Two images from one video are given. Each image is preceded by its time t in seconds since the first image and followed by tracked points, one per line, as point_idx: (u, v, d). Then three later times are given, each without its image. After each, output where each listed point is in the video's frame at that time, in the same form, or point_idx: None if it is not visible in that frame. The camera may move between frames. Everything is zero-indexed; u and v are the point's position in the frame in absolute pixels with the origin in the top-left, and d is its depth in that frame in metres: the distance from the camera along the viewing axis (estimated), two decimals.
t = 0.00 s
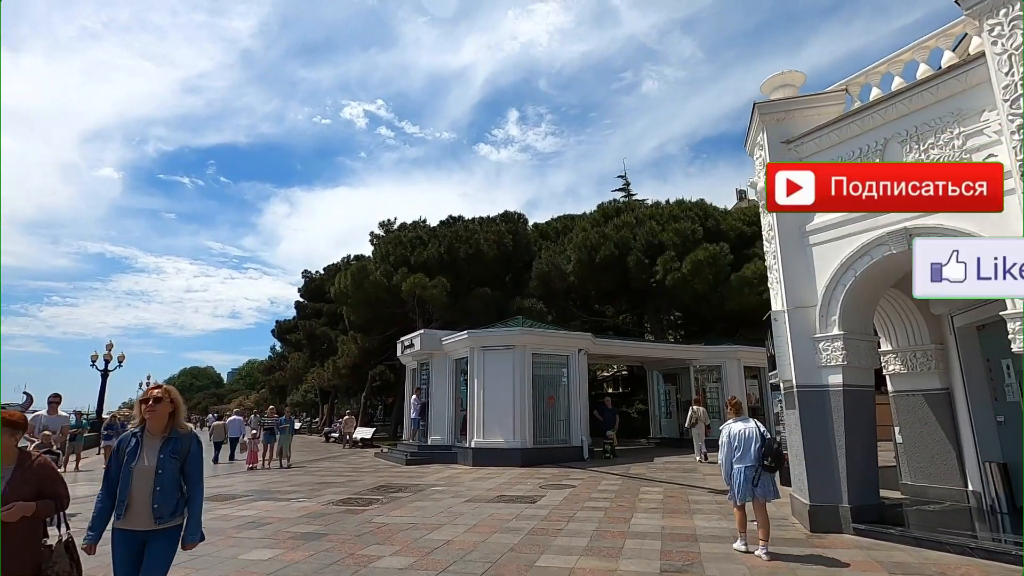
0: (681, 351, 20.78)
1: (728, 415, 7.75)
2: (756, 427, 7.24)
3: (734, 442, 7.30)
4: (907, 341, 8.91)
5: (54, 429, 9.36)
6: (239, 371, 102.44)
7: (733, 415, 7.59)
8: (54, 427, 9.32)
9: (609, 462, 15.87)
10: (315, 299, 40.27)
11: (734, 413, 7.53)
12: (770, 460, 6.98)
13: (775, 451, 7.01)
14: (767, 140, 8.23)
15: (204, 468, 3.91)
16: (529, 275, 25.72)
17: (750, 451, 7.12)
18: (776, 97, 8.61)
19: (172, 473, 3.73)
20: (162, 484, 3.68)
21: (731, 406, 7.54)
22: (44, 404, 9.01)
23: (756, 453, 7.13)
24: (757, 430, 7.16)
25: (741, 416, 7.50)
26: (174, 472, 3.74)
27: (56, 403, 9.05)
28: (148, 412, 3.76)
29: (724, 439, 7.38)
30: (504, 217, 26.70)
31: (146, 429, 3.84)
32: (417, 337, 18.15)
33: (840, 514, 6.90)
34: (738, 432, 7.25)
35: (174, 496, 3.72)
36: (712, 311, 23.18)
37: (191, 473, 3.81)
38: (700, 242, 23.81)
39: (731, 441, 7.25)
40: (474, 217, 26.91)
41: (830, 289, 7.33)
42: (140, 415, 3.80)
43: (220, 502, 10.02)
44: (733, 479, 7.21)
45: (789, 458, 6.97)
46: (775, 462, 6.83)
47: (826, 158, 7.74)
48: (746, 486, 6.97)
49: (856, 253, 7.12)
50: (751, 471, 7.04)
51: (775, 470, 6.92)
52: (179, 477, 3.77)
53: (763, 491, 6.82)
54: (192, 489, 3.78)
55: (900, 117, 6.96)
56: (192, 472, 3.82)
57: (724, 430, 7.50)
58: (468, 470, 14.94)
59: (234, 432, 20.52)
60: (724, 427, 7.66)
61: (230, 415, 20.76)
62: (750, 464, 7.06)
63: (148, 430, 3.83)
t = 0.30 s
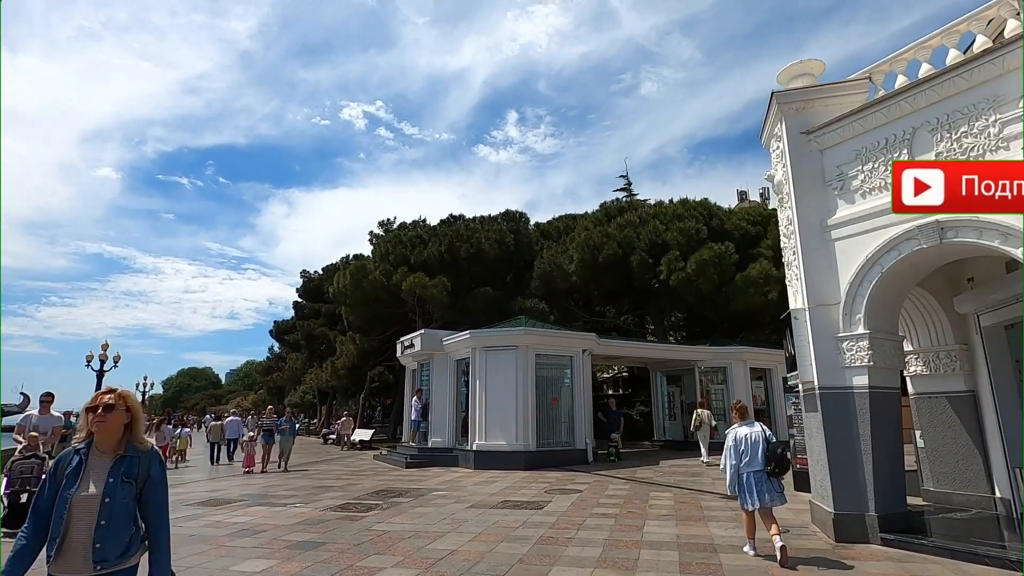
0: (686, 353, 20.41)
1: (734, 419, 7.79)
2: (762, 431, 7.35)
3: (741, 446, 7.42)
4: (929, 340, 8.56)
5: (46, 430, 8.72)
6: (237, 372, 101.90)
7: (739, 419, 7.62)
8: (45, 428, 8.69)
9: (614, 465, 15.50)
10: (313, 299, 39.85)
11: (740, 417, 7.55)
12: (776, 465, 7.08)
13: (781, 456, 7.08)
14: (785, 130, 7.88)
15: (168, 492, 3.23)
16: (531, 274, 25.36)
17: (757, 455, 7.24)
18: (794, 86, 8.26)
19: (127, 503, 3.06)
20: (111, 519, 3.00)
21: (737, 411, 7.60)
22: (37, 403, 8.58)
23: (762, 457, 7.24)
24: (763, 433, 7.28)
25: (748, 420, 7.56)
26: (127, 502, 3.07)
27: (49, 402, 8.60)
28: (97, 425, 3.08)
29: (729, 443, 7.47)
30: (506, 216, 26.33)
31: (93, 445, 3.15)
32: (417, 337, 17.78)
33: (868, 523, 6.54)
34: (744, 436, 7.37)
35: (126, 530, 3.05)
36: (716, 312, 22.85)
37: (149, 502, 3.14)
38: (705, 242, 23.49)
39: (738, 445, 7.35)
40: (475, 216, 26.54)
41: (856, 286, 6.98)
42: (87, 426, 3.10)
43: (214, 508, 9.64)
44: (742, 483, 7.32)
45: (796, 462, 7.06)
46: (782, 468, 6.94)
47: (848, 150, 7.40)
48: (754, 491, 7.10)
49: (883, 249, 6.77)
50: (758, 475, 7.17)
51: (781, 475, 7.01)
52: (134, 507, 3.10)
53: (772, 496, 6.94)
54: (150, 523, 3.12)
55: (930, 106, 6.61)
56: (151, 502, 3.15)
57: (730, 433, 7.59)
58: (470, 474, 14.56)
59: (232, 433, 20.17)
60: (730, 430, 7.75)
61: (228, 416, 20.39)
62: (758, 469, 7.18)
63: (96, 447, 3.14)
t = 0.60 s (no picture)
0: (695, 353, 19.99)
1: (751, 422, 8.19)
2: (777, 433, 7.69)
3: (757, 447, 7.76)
4: (961, 339, 8.13)
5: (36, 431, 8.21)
6: (239, 372, 101.66)
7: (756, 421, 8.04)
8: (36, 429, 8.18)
9: (623, 468, 15.10)
10: (315, 299, 39.52)
11: (757, 420, 7.99)
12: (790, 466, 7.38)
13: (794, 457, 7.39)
14: (812, 117, 7.49)
15: (108, 512, 2.69)
16: (536, 273, 24.95)
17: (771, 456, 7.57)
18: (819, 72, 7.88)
19: (51, 528, 2.55)
20: (27, 552, 2.50)
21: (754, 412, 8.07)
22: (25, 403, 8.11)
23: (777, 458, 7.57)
24: (779, 435, 7.62)
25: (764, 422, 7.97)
26: (51, 526, 2.56)
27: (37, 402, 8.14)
28: (17, 424, 2.60)
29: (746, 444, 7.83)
30: (510, 214, 25.93)
31: (14, 453, 2.66)
32: (421, 336, 17.42)
33: (905, 532, 6.14)
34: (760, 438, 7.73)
35: (49, 562, 2.54)
36: (725, 311, 22.45)
37: (78, 527, 2.59)
38: (713, 240, 23.08)
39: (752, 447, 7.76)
40: (479, 214, 26.16)
41: (890, 279, 6.59)
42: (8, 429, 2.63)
43: (211, 512, 9.27)
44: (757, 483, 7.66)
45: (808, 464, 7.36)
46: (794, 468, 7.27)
47: (880, 136, 7.00)
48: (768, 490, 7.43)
49: (920, 240, 6.38)
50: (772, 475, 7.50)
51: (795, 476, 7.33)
52: (61, 532, 2.59)
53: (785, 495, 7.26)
54: (79, 556, 2.56)
55: (971, 88, 6.21)
56: (83, 524, 2.60)
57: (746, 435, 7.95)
58: (476, 476, 14.18)
59: (233, 434, 19.82)
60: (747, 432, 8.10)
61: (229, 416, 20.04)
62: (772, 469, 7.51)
63: (16, 454, 2.66)
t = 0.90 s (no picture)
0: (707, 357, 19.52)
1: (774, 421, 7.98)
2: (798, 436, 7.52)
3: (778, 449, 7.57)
4: (1000, 340, 7.65)
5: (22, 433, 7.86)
6: (242, 375, 101.49)
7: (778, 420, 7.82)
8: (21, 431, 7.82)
9: (635, 474, 14.64)
10: (319, 301, 39.21)
11: (780, 420, 7.77)
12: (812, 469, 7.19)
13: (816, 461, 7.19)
14: (843, 105, 7.08)
15: None
16: (543, 275, 24.54)
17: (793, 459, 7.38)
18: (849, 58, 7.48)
19: None
20: None
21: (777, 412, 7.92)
22: (9, 403, 7.83)
23: (799, 462, 7.36)
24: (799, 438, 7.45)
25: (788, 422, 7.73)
26: None
27: (20, 402, 7.84)
28: None
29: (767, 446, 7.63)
30: (516, 214, 25.53)
31: None
32: (427, 337, 17.04)
33: (952, 547, 5.71)
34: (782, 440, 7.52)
35: None
36: (736, 313, 21.99)
37: None
38: (724, 241, 22.63)
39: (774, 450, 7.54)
40: (486, 214, 25.76)
41: (932, 275, 6.17)
42: None
43: (210, 519, 8.89)
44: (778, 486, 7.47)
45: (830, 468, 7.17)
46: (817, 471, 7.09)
47: (918, 124, 6.59)
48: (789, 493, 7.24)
49: (965, 233, 5.96)
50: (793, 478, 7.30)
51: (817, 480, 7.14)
52: None
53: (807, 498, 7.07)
54: None
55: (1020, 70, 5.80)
56: None
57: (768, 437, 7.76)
58: (483, 482, 13.75)
59: (237, 437, 19.51)
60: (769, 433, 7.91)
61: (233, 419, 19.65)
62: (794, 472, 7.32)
63: None
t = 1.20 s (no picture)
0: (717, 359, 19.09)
1: (793, 429, 7.61)
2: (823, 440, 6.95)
3: (801, 455, 7.01)
4: None
5: (13, 436, 7.43)
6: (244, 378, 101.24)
7: (797, 428, 7.49)
8: (12, 434, 7.40)
9: (646, 478, 14.22)
10: (321, 302, 38.89)
11: (799, 427, 7.47)
12: (840, 475, 6.61)
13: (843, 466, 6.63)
14: (877, 89, 6.68)
15: None
16: (549, 274, 24.15)
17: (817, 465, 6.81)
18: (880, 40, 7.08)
19: None
20: None
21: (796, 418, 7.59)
22: (3, 404, 7.56)
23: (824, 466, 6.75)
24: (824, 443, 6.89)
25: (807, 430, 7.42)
26: None
27: (14, 402, 7.56)
28: None
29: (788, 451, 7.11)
30: (521, 213, 25.15)
31: None
32: (432, 338, 16.66)
33: (1003, 560, 5.30)
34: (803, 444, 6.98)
35: None
36: (747, 314, 21.57)
37: None
38: (734, 240, 22.25)
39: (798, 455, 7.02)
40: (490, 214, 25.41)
41: (978, 268, 5.77)
42: None
43: (209, 525, 8.53)
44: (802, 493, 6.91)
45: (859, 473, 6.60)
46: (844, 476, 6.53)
47: (958, 108, 6.19)
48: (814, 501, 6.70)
49: (1015, 222, 5.56)
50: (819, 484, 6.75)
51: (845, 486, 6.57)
52: None
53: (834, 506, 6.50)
54: None
55: None
56: None
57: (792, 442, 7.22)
58: (490, 486, 13.35)
59: (239, 439, 19.27)
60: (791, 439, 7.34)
61: (237, 420, 19.61)
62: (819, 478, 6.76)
63: None
